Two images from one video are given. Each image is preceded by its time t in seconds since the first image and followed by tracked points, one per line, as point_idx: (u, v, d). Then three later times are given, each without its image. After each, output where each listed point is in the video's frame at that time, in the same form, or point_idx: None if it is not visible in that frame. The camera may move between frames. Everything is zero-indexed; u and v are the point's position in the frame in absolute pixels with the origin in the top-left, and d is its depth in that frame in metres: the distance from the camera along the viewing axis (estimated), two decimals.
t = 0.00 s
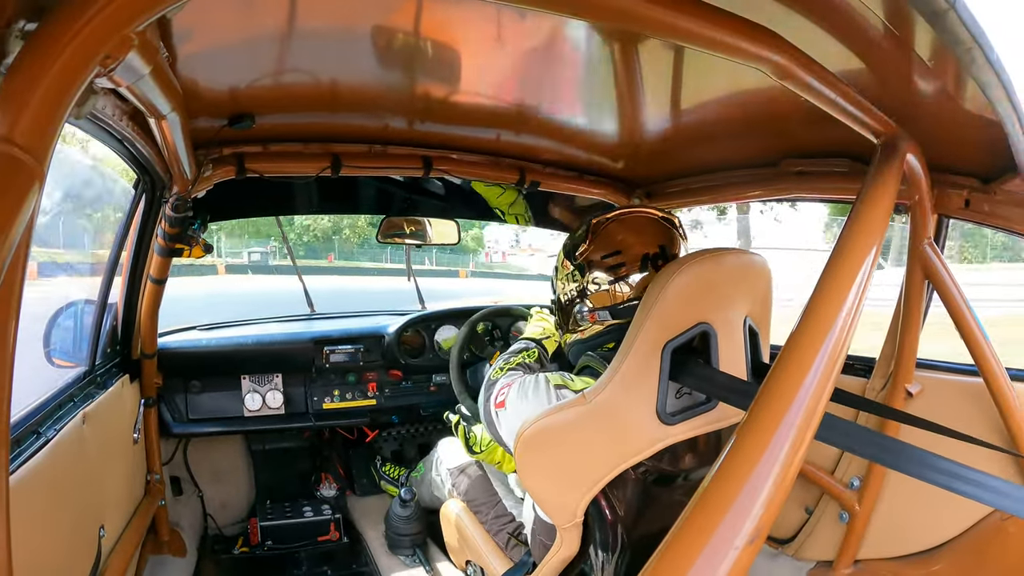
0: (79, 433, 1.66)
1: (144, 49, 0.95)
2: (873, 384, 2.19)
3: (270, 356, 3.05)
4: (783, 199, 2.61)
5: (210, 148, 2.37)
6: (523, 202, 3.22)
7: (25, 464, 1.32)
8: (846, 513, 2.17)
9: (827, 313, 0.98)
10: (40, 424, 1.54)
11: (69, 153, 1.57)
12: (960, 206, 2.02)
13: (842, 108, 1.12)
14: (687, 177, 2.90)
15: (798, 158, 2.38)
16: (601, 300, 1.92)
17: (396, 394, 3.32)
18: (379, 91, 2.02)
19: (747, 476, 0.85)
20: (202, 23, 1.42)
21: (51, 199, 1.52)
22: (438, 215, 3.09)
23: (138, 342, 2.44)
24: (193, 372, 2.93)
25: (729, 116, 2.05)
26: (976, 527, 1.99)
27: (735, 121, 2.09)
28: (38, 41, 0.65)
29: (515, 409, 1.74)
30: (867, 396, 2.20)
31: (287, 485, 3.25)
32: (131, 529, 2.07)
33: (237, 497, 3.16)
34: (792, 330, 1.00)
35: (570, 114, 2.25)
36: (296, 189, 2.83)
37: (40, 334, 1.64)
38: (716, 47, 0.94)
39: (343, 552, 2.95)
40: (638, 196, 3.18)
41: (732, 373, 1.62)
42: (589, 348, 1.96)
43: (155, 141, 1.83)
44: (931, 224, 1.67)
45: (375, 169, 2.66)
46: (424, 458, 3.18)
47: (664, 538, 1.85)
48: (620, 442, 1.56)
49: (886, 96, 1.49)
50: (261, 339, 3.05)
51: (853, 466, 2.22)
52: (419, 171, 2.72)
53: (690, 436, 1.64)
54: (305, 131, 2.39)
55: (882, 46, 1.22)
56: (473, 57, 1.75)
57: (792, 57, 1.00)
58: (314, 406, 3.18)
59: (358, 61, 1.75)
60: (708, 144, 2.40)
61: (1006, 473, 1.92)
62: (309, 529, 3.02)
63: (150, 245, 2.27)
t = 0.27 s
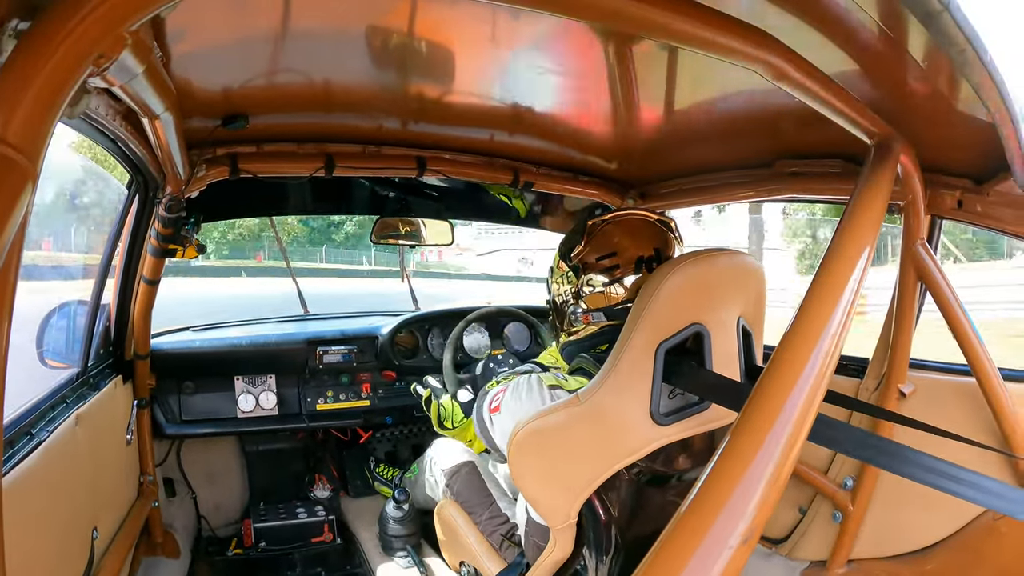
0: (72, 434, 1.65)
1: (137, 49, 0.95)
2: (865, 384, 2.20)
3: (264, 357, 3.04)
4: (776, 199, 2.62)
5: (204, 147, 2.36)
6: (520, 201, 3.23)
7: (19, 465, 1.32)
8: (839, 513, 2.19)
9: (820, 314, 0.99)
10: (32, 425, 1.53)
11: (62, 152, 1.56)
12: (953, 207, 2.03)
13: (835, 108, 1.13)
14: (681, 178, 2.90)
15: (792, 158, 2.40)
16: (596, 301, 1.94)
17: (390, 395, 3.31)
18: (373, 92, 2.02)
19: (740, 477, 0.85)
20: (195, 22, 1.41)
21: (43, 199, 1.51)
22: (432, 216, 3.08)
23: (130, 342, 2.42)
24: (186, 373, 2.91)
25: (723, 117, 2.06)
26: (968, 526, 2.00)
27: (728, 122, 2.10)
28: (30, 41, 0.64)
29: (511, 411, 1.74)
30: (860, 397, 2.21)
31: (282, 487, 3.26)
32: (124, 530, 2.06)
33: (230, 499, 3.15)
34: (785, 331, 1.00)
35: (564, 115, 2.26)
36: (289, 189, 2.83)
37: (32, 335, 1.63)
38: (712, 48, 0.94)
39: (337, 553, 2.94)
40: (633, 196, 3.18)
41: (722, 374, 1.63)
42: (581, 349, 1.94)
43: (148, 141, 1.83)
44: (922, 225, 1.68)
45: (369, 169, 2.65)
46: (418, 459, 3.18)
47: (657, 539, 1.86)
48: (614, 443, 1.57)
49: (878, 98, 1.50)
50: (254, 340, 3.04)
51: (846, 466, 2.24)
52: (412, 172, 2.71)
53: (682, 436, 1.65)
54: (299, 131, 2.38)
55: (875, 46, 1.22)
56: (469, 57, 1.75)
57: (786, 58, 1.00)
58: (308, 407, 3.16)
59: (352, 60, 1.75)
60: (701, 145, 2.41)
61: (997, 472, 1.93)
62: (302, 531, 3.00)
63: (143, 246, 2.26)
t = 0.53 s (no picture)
0: (73, 434, 1.65)
1: (141, 49, 0.95)
2: (867, 387, 2.19)
3: (265, 357, 3.04)
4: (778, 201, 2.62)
5: (206, 148, 2.36)
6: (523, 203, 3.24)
7: (20, 465, 1.32)
8: (840, 515, 2.20)
9: (821, 317, 0.99)
10: (33, 426, 1.53)
11: (64, 153, 1.56)
12: (954, 208, 2.03)
13: (835, 110, 1.13)
14: (682, 179, 2.90)
15: (794, 160, 2.41)
16: (594, 303, 1.96)
17: (391, 396, 3.31)
18: (375, 93, 2.02)
19: (742, 478, 0.85)
20: (198, 24, 1.41)
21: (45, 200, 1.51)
22: (433, 217, 3.09)
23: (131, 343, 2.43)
24: (188, 374, 2.92)
25: (724, 119, 2.06)
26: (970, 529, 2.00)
27: (730, 124, 2.10)
28: (34, 42, 0.64)
29: (514, 411, 1.74)
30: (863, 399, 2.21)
31: (283, 488, 3.26)
32: (125, 530, 2.06)
33: (230, 501, 3.14)
34: (787, 333, 1.00)
35: (566, 116, 2.26)
36: (292, 190, 2.83)
37: (33, 336, 1.63)
38: (714, 50, 0.94)
39: (337, 554, 2.94)
40: (635, 198, 3.17)
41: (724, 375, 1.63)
42: (582, 352, 1.92)
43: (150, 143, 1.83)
44: (925, 227, 1.68)
45: (371, 170, 2.65)
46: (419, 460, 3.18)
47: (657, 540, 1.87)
48: (615, 444, 1.57)
49: (879, 100, 1.50)
50: (255, 341, 3.04)
51: (848, 468, 2.26)
52: (414, 172, 2.71)
53: (683, 438, 1.65)
54: (301, 132, 2.38)
55: (876, 49, 1.23)
56: (470, 59, 1.76)
57: (787, 59, 1.00)
58: (309, 408, 3.16)
59: (354, 62, 1.75)
60: (703, 146, 2.40)
61: (1000, 475, 1.92)
62: (303, 533, 3.00)
63: (144, 248, 2.27)
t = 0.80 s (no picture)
0: (99, 427, 1.69)
1: (165, 48, 0.96)
2: (892, 387, 2.17)
3: (291, 352, 3.08)
4: (803, 198, 2.58)
5: (231, 145, 2.39)
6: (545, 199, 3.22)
7: (46, 456, 1.35)
8: (863, 517, 2.21)
9: (846, 315, 0.96)
10: (60, 418, 1.57)
11: (91, 150, 1.59)
12: (981, 206, 1.99)
13: (862, 106, 1.09)
14: (707, 175, 2.86)
15: (819, 157, 2.36)
16: (622, 299, 1.95)
17: (415, 391, 3.32)
18: (398, 90, 2.02)
19: (764, 478, 0.83)
20: (224, 23, 1.43)
21: (73, 197, 1.55)
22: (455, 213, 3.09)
23: (158, 337, 2.47)
24: (214, 367, 2.96)
25: (749, 114, 2.02)
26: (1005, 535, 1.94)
27: (756, 120, 2.07)
28: (59, 43, 0.65)
29: (536, 403, 1.73)
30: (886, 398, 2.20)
31: (306, 481, 3.30)
32: (150, 521, 2.11)
33: (255, 492, 3.20)
34: (811, 331, 0.98)
35: (588, 112, 2.24)
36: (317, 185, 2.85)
37: (61, 330, 1.67)
38: (737, 44, 0.92)
39: (359, 548, 2.99)
40: (659, 194, 3.14)
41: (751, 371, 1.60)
42: (607, 347, 1.90)
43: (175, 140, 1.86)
44: (951, 224, 1.63)
45: (395, 167, 2.66)
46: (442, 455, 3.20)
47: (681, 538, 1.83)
48: (638, 441, 1.55)
49: (909, 96, 1.46)
50: (281, 335, 3.08)
51: (872, 469, 2.24)
52: (438, 169, 2.72)
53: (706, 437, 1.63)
54: (325, 129, 2.40)
55: (902, 43, 1.19)
56: (492, 56, 1.75)
57: (812, 54, 0.98)
58: (333, 403, 3.19)
59: (377, 59, 1.75)
60: (729, 142, 2.37)
61: None
62: (325, 526, 3.02)
63: (170, 242, 2.30)
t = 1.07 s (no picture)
0: (111, 428, 1.70)
1: (172, 52, 0.96)
2: (903, 383, 2.20)
3: (301, 353, 3.09)
4: (813, 194, 2.56)
5: (240, 147, 2.41)
6: (553, 198, 3.21)
7: (58, 458, 1.36)
8: (875, 514, 2.20)
9: (856, 312, 0.95)
10: (72, 419, 1.58)
11: (101, 154, 1.60)
12: (991, 199, 2.04)
13: (871, 101, 1.08)
14: (717, 172, 2.84)
15: (828, 153, 2.34)
16: (636, 297, 1.94)
17: (426, 390, 3.33)
18: (405, 90, 2.02)
19: (774, 476, 0.82)
20: (232, 25, 1.44)
21: (83, 200, 1.56)
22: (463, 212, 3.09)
23: (169, 338, 2.49)
24: (225, 369, 2.97)
25: (758, 110, 2.01)
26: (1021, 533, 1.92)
27: (765, 116, 2.05)
28: (67, 47, 0.66)
29: (546, 402, 1.72)
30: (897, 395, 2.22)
31: (318, 481, 3.32)
32: (162, 521, 2.13)
33: (267, 491, 3.21)
34: (821, 328, 0.96)
35: (596, 110, 2.23)
36: (325, 187, 2.85)
37: (73, 332, 1.69)
38: (742, 40, 0.91)
39: (371, 547, 2.98)
40: (667, 191, 3.13)
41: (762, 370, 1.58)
42: (617, 343, 1.89)
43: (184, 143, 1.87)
44: (962, 219, 1.61)
45: (403, 167, 2.67)
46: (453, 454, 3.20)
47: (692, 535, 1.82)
48: (649, 439, 1.55)
49: (920, 91, 1.44)
50: (291, 336, 3.10)
51: (884, 465, 2.24)
52: (446, 168, 2.72)
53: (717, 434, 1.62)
54: (333, 130, 2.41)
55: (911, 37, 1.18)
56: (499, 55, 1.75)
57: (819, 49, 0.97)
58: (343, 403, 3.20)
59: (384, 60, 1.76)
60: (738, 139, 2.35)
61: None
62: (337, 525, 3.05)
63: (181, 244, 2.32)
